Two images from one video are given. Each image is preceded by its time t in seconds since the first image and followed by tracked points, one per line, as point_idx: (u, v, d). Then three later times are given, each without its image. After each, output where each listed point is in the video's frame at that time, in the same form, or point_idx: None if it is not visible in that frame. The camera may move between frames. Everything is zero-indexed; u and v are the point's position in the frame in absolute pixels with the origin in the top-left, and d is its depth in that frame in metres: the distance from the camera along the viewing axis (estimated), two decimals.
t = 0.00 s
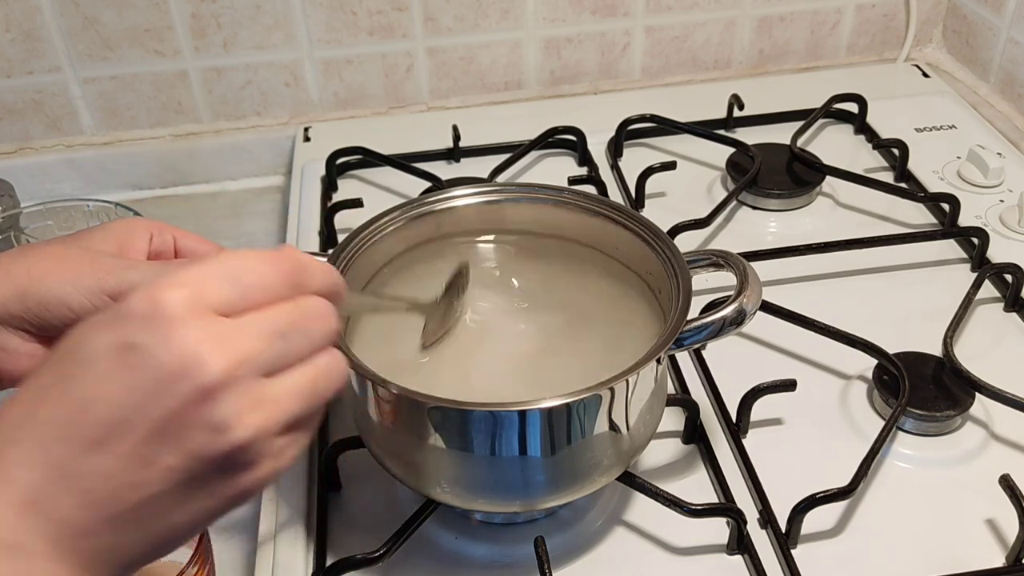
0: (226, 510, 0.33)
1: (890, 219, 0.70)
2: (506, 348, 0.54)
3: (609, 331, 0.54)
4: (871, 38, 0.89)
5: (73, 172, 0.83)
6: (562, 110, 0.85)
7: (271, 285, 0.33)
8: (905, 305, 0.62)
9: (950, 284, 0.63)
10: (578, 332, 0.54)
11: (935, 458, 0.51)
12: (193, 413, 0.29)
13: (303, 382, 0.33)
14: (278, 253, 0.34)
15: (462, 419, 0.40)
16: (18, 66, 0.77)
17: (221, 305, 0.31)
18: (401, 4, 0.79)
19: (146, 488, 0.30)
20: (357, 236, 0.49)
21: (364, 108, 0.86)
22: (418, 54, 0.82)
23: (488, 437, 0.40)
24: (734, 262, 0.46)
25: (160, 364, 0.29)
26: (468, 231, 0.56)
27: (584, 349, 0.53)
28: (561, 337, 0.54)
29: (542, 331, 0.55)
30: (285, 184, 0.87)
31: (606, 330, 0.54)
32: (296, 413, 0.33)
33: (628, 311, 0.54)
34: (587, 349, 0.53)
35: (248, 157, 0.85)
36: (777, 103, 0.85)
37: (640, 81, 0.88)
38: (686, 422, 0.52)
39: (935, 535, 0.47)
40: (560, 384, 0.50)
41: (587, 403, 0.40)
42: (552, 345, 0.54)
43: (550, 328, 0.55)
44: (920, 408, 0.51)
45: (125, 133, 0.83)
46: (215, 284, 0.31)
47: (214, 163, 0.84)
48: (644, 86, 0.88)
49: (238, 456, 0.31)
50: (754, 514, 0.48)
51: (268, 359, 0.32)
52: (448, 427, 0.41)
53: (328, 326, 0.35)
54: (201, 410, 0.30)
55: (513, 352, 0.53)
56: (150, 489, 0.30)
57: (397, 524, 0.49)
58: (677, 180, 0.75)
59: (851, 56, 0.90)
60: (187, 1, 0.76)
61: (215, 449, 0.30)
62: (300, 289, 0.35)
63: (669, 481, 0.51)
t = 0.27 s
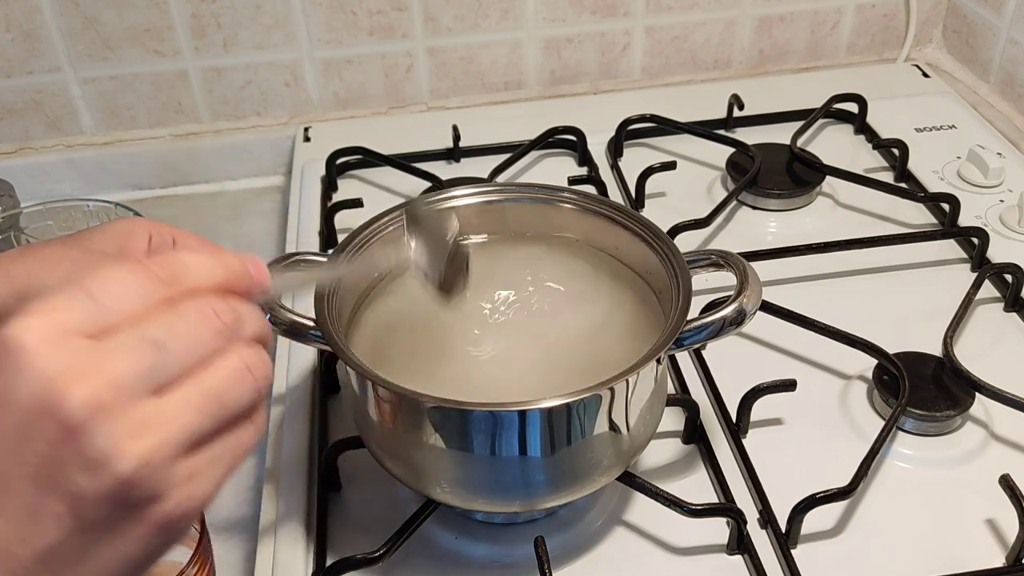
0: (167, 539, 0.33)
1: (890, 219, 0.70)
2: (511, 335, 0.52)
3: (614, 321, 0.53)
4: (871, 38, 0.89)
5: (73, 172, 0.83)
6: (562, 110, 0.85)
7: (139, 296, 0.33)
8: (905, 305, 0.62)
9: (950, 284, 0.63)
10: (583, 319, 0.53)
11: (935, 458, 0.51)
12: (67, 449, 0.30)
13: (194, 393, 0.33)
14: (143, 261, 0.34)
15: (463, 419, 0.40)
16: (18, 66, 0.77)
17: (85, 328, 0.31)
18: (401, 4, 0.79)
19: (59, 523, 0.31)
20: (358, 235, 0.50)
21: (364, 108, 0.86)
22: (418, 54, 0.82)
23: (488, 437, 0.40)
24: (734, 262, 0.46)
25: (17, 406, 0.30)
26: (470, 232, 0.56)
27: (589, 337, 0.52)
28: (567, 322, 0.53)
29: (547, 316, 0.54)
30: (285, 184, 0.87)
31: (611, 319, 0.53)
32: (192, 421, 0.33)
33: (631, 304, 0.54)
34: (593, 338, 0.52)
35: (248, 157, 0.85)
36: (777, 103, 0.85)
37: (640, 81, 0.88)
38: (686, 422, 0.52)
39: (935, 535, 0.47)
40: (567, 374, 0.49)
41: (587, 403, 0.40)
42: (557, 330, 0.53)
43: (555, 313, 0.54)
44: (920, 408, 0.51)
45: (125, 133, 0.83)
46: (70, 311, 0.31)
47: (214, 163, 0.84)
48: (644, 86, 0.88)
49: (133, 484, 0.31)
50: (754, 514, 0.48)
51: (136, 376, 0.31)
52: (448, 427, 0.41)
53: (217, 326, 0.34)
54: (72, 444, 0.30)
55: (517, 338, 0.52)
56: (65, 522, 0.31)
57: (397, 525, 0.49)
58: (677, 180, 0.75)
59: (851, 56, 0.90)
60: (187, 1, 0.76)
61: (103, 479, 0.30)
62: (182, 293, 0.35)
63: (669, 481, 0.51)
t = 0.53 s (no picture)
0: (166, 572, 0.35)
1: (890, 219, 0.70)
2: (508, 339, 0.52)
3: (612, 325, 0.53)
4: (871, 38, 0.89)
5: (73, 172, 0.83)
6: (562, 110, 0.85)
7: (149, 333, 0.33)
8: (906, 305, 0.62)
9: (949, 284, 0.63)
10: (581, 323, 0.54)
11: (935, 458, 0.51)
12: (66, 496, 0.31)
13: (200, 439, 0.34)
14: (153, 292, 0.34)
15: (462, 419, 0.40)
16: (18, 66, 0.77)
17: (89, 368, 0.31)
18: (401, 4, 0.79)
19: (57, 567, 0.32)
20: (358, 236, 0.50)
21: (364, 108, 0.86)
22: (418, 54, 0.82)
23: (488, 437, 0.40)
24: (734, 262, 0.46)
25: (21, 451, 0.30)
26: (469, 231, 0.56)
27: (588, 340, 0.52)
28: (565, 327, 0.53)
29: (544, 320, 0.54)
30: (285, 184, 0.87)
31: (610, 323, 0.53)
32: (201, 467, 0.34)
33: (631, 307, 0.54)
34: (593, 340, 0.52)
35: (248, 157, 0.85)
36: (777, 103, 0.85)
37: (640, 81, 0.88)
38: (686, 422, 0.52)
39: (935, 535, 0.47)
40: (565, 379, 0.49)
41: (587, 404, 0.40)
42: (555, 335, 0.53)
43: (553, 318, 0.54)
44: (920, 408, 0.51)
45: (125, 133, 0.83)
46: (75, 348, 0.31)
47: (214, 163, 0.84)
48: (644, 86, 0.88)
49: (135, 530, 0.32)
50: (754, 514, 0.48)
51: (152, 419, 0.32)
52: (448, 427, 0.41)
53: (224, 366, 0.35)
54: (74, 492, 0.31)
55: (514, 344, 0.52)
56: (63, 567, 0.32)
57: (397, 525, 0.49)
58: (677, 180, 0.75)
59: (851, 56, 0.90)
60: (187, 1, 0.76)
61: (100, 527, 0.31)
62: (190, 326, 0.34)
63: (669, 481, 0.51)
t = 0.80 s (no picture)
0: None
1: (890, 219, 0.70)
2: (505, 341, 0.52)
3: (610, 324, 0.53)
4: (871, 38, 0.89)
5: (73, 172, 0.83)
6: (562, 110, 0.85)
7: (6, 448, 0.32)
8: (906, 305, 0.62)
9: (949, 284, 0.63)
10: (579, 323, 0.54)
11: (935, 458, 0.51)
12: None
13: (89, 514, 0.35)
14: None
15: (462, 419, 0.40)
16: (18, 66, 0.77)
17: None
18: (401, 4, 0.79)
19: None
20: (357, 236, 0.49)
21: (364, 108, 0.86)
22: (418, 54, 0.82)
23: (488, 437, 0.40)
24: (734, 262, 0.46)
25: None
26: (468, 231, 0.56)
27: (585, 340, 0.52)
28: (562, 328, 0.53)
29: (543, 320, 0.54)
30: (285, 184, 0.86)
31: (608, 322, 0.53)
32: (72, 550, 0.34)
33: (630, 306, 0.53)
34: (590, 338, 0.52)
35: (248, 157, 0.85)
36: (777, 103, 0.85)
37: (640, 81, 0.88)
38: (686, 422, 0.52)
39: (935, 536, 0.47)
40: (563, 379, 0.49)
41: (587, 403, 0.40)
42: (552, 336, 0.53)
43: (550, 319, 0.54)
44: (920, 408, 0.51)
45: (124, 133, 0.83)
46: None
47: (214, 163, 0.84)
48: (644, 86, 0.88)
49: None
50: (754, 514, 0.48)
51: (13, 520, 0.32)
52: (448, 427, 0.40)
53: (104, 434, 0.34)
54: None
55: (512, 345, 0.52)
56: None
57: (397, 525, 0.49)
58: (677, 180, 0.75)
59: (851, 56, 0.90)
60: (187, 1, 0.76)
61: None
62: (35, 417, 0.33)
63: (669, 481, 0.51)
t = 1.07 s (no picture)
0: None
1: (890, 219, 0.70)
2: (506, 345, 0.52)
3: (610, 326, 0.53)
4: (871, 38, 0.89)
5: (73, 172, 0.83)
6: (562, 110, 0.85)
7: None
8: (906, 305, 0.62)
9: (950, 283, 0.63)
10: (580, 326, 0.54)
11: (935, 458, 0.51)
12: None
13: None
14: None
15: (462, 419, 0.40)
16: (18, 66, 0.77)
17: None
18: (401, 4, 0.79)
19: None
20: (357, 236, 0.50)
21: (364, 108, 0.86)
22: (418, 54, 0.82)
23: (488, 437, 0.40)
24: (734, 262, 0.46)
25: None
26: (468, 232, 0.56)
27: (585, 344, 0.52)
28: (562, 330, 0.53)
29: (546, 324, 0.54)
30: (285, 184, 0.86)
31: (609, 325, 0.53)
32: None
33: (630, 308, 0.53)
34: (594, 341, 0.52)
35: (248, 157, 0.85)
36: (777, 103, 0.85)
37: (640, 81, 0.88)
38: (686, 422, 0.52)
39: (935, 536, 0.47)
40: (564, 382, 0.49)
41: (587, 403, 0.40)
42: (553, 339, 0.53)
43: (551, 322, 0.54)
44: (920, 408, 0.51)
45: (124, 133, 0.83)
46: None
47: (213, 163, 0.84)
48: (644, 86, 0.88)
49: None
50: (754, 514, 0.48)
51: None
52: (448, 427, 0.40)
53: None
54: None
55: (512, 349, 0.52)
56: None
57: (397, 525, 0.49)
58: (677, 180, 0.75)
59: (851, 56, 0.90)
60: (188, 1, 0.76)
61: None
62: None
63: (669, 481, 0.51)
